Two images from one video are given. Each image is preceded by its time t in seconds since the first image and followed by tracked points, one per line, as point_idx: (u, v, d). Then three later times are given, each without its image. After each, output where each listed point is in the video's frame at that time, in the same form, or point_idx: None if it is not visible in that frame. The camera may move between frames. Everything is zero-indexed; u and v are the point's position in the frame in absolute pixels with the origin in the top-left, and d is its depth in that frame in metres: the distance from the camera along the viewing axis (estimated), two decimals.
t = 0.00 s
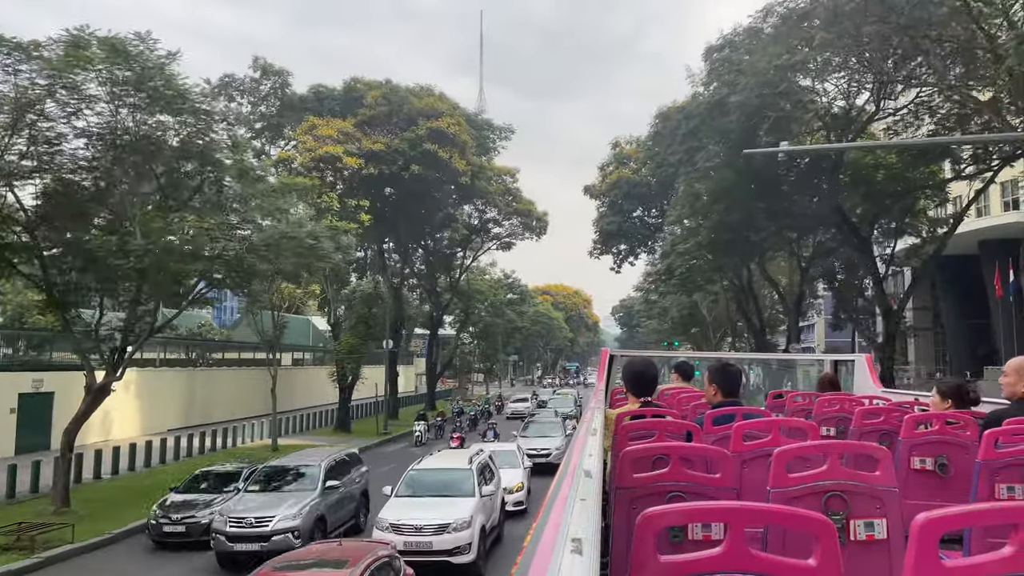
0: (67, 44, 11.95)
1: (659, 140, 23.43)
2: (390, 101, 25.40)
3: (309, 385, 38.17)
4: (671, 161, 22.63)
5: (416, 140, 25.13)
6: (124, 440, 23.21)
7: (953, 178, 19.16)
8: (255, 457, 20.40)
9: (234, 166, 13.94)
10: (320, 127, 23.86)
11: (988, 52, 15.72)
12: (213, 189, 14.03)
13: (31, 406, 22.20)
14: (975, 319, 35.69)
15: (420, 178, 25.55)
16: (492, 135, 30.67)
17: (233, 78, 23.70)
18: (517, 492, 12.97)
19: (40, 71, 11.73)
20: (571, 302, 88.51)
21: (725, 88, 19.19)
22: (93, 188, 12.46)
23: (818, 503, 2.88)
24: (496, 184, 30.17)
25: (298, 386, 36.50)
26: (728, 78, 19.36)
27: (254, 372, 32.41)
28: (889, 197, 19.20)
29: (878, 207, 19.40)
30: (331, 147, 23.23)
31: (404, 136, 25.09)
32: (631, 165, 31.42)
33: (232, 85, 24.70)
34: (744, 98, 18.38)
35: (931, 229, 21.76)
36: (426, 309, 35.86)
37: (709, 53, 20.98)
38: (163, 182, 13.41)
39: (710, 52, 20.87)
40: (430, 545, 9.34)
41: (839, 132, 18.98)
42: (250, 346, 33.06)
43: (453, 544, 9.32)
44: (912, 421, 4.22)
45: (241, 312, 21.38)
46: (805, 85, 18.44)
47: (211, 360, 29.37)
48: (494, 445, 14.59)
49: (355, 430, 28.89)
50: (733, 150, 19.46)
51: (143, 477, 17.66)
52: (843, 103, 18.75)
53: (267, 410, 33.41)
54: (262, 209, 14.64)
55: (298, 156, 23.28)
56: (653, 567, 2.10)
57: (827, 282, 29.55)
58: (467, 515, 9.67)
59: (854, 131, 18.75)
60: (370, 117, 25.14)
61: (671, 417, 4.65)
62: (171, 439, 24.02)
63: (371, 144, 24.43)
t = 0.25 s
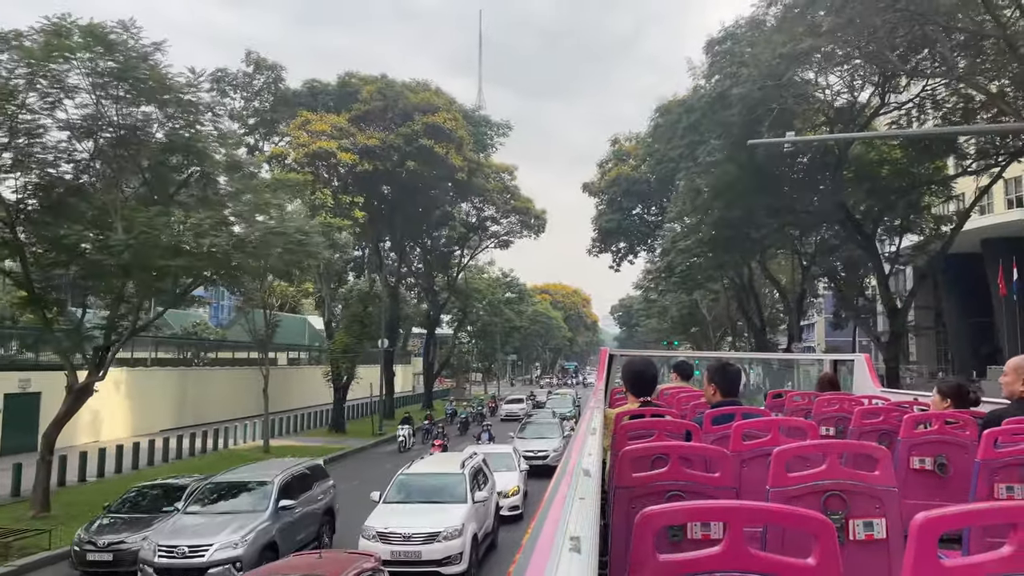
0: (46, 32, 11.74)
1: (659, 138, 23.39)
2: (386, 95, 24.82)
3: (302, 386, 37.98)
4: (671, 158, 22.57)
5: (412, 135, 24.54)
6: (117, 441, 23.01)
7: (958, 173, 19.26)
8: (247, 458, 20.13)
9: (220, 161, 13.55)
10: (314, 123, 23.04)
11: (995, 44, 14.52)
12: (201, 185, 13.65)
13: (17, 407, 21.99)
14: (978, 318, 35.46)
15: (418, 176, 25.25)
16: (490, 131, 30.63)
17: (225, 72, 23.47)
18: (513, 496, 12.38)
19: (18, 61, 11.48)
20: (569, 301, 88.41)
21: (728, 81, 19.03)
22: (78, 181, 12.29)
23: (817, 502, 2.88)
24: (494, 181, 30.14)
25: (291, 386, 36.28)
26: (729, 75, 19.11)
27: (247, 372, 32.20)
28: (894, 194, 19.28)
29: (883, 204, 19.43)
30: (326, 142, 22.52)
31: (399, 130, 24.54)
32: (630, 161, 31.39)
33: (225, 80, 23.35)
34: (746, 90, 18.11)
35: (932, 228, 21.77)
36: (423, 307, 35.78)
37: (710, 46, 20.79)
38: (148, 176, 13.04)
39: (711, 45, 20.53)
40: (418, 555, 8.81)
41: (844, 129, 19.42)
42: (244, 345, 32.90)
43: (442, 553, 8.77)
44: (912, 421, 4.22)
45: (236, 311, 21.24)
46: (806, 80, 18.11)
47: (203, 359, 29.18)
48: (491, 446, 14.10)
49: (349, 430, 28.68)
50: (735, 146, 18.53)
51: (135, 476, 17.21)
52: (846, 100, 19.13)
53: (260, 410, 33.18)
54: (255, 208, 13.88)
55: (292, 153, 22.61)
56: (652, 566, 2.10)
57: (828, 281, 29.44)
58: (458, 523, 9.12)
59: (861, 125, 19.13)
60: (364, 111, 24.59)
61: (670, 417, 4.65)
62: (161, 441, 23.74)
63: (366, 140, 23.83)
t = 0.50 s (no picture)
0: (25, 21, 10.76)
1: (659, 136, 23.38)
2: (380, 92, 24.07)
3: (298, 387, 37.81)
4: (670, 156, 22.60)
5: (408, 132, 24.04)
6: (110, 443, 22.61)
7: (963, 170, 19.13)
8: (243, 460, 19.88)
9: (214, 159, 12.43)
10: (308, 119, 22.53)
11: (1008, 33, 13.96)
12: (190, 181, 12.14)
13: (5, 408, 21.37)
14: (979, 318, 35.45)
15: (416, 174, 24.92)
16: (488, 128, 30.62)
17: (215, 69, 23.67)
18: (509, 501, 11.89)
19: None
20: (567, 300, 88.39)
21: (729, 74, 18.87)
22: (62, 176, 11.33)
23: (817, 503, 2.88)
24: (493, 179, 30.13)
25: (286, 387, 36.09)
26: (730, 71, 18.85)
27: (242, 373, 31.96)
28: (898, 190, 19.13)
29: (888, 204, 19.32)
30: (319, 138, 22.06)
31: (394, 126, 23.99)
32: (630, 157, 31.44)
33: (219, 76, 24.78)
34: (749, 83, 17.88)
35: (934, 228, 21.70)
36: (420, 307, 35.75)
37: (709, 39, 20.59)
38: (133, 172, 11.59)
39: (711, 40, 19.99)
40: (406, 567, 8.29)
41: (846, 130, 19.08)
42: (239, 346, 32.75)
43: (432, 565, 8.26)
44: (912, 422, 4.23)
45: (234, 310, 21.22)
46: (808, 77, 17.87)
47: (196, 360, 28.98)
48: (487, 449, 13.63)
49: (345, 432, 28.48)
50: (739, 142, 18.90)
51: (128, 478, 16.63)
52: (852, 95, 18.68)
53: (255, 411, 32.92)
54: (252, 202, 12.78)
55: (285, 149, 22.26)
56: (653, 567, 2.10)
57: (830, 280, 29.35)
58: (449, 533, 8.61)
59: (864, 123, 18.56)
60: (359, 108, 23.85)
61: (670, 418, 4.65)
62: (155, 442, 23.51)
63: (361, 136, 23.31)
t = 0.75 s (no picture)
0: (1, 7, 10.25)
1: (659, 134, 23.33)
2: (375, 86, 24.17)
3: (294, 387, 37.16)
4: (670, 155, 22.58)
5: (403, 128, 24.07)
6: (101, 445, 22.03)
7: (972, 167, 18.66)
8: (234, 462, 19.49)
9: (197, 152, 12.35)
10: (301, 113, 22.25)
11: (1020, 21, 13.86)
12: (176, 174, 11.99)
13: None
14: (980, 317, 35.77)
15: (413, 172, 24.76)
16: (485, 125, 30.61)
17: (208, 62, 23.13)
18: (504, 507, 11.42)
19: None
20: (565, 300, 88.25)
21: (732, 67, 18.57)
22: (46, 169, 11.20)
23: (817, 503, 2.89)
24: (491, 177, 30.13)
25: (282, 387, 35.49)
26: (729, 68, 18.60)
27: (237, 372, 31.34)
28: (903, 185, 18.69)
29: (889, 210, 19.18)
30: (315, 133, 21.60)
31: (390, 123, 23.92)
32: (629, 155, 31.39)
33: (211, 71, 23.42)
34: (754, 74, 17.65)
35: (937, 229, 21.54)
36: (418, 307, 35.69)
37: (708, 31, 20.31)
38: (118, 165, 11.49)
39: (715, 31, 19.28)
40: None
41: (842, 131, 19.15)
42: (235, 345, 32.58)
43: None
44: (912, 422, 4.23)
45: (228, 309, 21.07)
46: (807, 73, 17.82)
47: (189, 359, 28.37)
48: (484, 453, 13.25)
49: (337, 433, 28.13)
50: (743, 139, 18.84)
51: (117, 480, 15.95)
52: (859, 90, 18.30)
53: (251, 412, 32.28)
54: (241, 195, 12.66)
55: (279, 145, 21.55)
56: (652, 566, 2.10)
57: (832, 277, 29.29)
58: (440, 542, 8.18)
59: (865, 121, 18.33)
60: (353, 103, 23.89)
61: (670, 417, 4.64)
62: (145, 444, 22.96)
63: (356, 132, 23.20)
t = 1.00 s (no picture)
0: None
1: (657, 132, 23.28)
2: (371, 81, 24.07)
3: (289, 389, 36.42)
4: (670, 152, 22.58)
5: (398, 124, 23.83)
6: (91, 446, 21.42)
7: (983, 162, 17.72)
8: (224, 466, 19.04)
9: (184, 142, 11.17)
10: (295, 110, 22.05)
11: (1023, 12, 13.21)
12: (164, 168, 10.62)
13: None
14: (981, 313, 35.69)
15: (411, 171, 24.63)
16: (484, 122, 30.56)
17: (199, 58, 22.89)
18: (500, 512, 10.91)
19: None
20: (565, 300, 88.19)
21: (734, 59, 17.97)
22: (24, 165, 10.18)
23: (818, 503, 2.89)
24: (489, 175, 30.12)
25: (275, 390, 34.79)
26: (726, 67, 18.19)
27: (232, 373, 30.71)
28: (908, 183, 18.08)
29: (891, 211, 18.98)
30: (306, 129, 21.48)
31: (386, 119, 23.69)
32: (628, 153, 31.37)
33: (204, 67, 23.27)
34: (755, 67, 17.06)
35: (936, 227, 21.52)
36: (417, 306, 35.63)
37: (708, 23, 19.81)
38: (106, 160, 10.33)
39: (717, 24, 18.57)
40: None
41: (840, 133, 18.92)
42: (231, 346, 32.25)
43: None
44: (912, 421, 4.23)
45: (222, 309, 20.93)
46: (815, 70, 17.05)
47: (181, 360, 27.71)
48: (481, 455, 12.76)
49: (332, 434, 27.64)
50: (745, 133, 18.36)
51: (100, 484, 15.34)
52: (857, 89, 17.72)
53: (244, 413, 31.60)
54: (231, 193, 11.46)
55: (273, 140, 21.51)
56: (652, 566, 2.10)
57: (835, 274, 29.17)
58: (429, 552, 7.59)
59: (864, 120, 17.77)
60: (349, 98, 23.74)
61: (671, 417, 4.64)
62: (137, 446, 22.35)
63: (352, 128, 22.79)
